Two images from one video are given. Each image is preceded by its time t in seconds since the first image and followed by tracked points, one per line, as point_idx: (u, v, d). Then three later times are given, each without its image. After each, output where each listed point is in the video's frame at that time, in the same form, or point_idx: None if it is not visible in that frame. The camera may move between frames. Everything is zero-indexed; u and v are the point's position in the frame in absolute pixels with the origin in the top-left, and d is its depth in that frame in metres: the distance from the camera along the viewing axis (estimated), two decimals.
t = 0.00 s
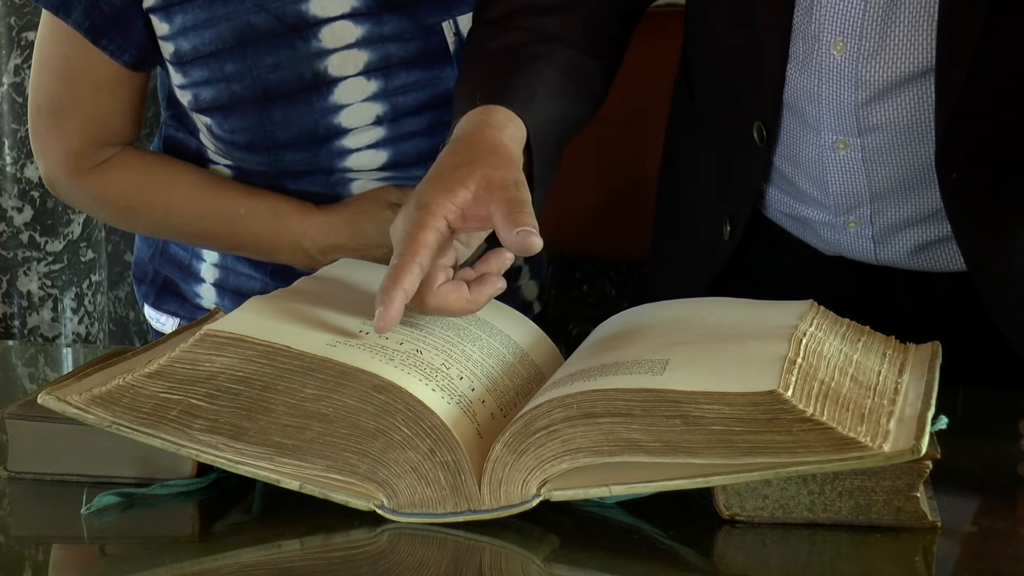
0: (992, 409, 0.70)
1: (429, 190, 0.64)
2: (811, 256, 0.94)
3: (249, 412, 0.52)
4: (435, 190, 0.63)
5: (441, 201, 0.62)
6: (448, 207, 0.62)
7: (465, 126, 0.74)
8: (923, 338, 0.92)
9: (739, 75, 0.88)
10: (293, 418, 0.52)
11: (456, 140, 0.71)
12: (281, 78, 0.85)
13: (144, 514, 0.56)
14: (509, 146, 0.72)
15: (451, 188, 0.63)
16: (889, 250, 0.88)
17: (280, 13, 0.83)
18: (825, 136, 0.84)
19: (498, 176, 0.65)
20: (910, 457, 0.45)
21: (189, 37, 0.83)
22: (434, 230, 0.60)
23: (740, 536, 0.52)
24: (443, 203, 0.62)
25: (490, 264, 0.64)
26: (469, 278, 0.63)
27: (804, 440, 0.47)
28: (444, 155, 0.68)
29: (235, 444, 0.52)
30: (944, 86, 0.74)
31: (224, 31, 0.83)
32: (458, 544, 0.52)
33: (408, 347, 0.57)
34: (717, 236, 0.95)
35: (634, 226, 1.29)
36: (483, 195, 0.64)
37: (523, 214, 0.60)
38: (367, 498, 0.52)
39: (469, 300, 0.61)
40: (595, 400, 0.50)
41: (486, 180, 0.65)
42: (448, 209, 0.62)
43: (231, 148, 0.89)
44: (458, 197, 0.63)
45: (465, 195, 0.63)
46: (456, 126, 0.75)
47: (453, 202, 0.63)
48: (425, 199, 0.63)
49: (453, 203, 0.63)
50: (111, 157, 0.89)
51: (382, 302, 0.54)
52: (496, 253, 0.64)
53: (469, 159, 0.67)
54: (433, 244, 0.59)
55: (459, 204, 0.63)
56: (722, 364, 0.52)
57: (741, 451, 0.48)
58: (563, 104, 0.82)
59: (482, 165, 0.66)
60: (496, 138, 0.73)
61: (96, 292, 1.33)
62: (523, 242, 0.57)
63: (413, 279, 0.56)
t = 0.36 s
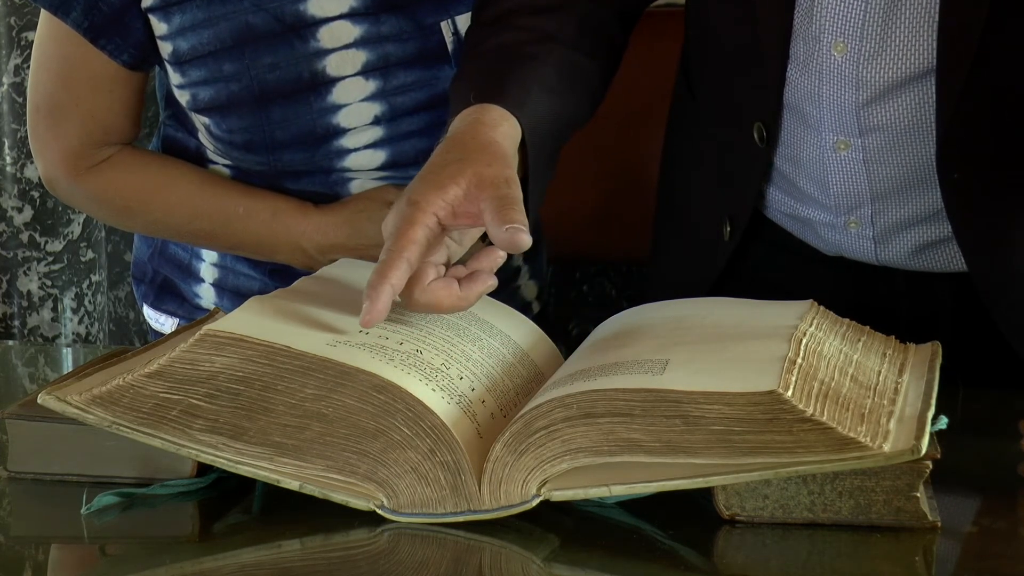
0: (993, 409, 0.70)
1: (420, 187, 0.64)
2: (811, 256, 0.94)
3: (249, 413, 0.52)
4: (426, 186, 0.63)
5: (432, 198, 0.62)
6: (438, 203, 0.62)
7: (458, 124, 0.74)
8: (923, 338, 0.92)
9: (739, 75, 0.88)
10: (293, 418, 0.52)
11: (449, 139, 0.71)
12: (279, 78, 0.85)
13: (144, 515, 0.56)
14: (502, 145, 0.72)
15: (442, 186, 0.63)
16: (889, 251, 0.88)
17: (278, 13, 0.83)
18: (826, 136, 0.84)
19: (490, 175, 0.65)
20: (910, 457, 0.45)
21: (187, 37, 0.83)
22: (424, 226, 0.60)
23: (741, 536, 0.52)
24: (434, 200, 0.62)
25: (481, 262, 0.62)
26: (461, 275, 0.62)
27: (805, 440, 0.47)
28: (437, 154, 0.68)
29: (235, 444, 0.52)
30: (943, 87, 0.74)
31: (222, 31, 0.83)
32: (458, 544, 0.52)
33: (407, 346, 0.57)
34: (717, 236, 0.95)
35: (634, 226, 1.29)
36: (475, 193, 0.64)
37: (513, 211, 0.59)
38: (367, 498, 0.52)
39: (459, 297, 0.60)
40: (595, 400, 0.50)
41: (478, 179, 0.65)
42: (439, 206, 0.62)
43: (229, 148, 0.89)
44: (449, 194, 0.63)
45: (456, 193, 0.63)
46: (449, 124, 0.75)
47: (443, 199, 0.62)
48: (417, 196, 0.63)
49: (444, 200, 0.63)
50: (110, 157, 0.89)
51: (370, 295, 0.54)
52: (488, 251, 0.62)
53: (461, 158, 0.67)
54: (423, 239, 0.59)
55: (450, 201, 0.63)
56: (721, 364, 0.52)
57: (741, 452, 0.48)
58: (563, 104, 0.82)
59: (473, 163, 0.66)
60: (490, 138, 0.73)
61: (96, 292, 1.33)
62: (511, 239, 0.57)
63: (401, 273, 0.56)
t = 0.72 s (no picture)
0: (993, 409, 0.70)
1: (481, 207, 0.62)
2: (811, 255, 0.94)
3: (249, 413, 0.52)
4: (486, 207, 0.62)
5: (495, 216, 0.61)
6: (502, 223, 0.60)
7: (502, 141, 0.73)
8: (923, 338, 0.92)
9: (739, 75, 0.88)
10: (293, 418, 0.52)
11: (499, 155, 0.69)
12: (278, 78, 0.85)
13: (144, 515, 0.56)
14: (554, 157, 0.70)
15: (504, 204, 0.62)
16: (890, 249, 0.88)
17: (277, 13, 0.83)
18: (826, 135, 0.85)
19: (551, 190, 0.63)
20: (910, 457, 0.45)
21: (186, 37, 0.83)
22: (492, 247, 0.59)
23: (741, 536, 0.52)
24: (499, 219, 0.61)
25: (540, 278, 0.62)
26: (522, 292, 0.61)
27: (805, 440, 0.47)
28: (490, 171, 0.67)
29: (235, 444, 0.52)
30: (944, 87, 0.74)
31: (221, 31, 0.83)
32: (458, 544, 0.52)
33: (409, 347, 0.57)
34: (715, 236, 0.94)
35: (634, 226, 1.29)
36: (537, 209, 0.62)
37: (581, 229, 0.58)
38: (367, 498, 0.52)
39: (526, 315, 0.58)
40: (595, 400, 0.50)
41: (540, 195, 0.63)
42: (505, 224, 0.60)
43: (228, 148, 0.90)
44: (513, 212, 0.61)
45: (519, 210, 0.62)
46: (494, 140, 0.73)
47: (507, 217, 0.61)
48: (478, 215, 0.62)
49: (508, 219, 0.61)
50: (109, 156, 0.89)
51: (449, 324, 0.53)
52: (546, 264, 0.62)
53: (516, 174, 0.66)
54: (492, 260, 0.57)
55: (513, 220, 0.61)
56: (720, 365, 0.52)
57: (741, 451, 0.48)
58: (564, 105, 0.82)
59: (530, 179, 0.65)
60: (537, 149, 0.71)
61: (96, 292, 1.33)
62: (583, 257, 0.55)
63: (476, 298, 0.55)
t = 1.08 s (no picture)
0: (993, 409, 0.70)
1: (493, 217, 0.62)
2: (811, 256, 0.94)
3: (249, 413, 0.52)
4: (498, 217, 0.62)
5: (508, 227, 0.61)
6: (516, 233, 0.61)
7: (510, 149, 0.73)
8: (923, 338, 0.92)
9: (740, 76, 0.88)
10: (293, 418, 0.52)
11: (506, 165, 0.69)
12: (279, 80, 0.85)
13: (143, 514, 0.56)
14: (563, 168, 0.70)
15: (517, 215, 0.62)
16: (890, 250, 0.88)
17: (278, 15, 0.82)
18: (826, 135, 0.85)
19: (562, 200, 0.63)
20: (910, 457, 0.45)
21: (187, 39, 0.83)
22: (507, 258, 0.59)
23: (741, 536, 0.52)
24: (513, 230, 0.61)
25: (552, 286, 0.61)
26: (535, 300, 0.61)
27: (805, 440, 0.47)
28: (500, 180, 0.67)
29: (235, 444, 0.52)
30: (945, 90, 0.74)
31: (222, 33, 0.83)
32: (458, 544, 0.52)
33: (410, 347, 0.57)
34: (715, 236, 0.94)
35: (634, 226, 1.29)
36: (548, 220, 0.62)
37: (595, 238, 0.58)
38: (367, 498, 0.52)
39: (539, 324, 0.58)
40: (595, 400, 0.50)
41: (551, 205, 0.63)
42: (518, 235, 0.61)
43: (229, 149, 0.90)
44: (526, 223, 0.61)
45: (531, 221, 0.62)
46: (502, 147, 0.73)
47: (521, 227, 0.61)
48: (491, 225, 0.61)
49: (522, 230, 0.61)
50: (109, 156, 0.89)
51: (466, 333, 0.53)
52: (557, 273, 0.62)
53: (527, 185, 0.66)
54: (508, 271, 0.58)
55: (527, 230, 0.61)
56: (720, 365, 0.52)
57: (741, 451, 0.48)
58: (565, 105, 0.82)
59: (539, 189, 0.65)
60: (545, 158, 0.71)
61: (95, 292, 1.33)
62: (599, 266, 0.55)
63: (493, 308, 0.54)
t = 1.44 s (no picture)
0: (993, 409, 0.70)
1: (484, 213, 0.62)
2: (811, 255, 0.94)
3: (249, 413, 0.52)
4: (489, 213, 0.62)
5: (499, 224, 0.61)
6: (507, 229, 0.61)
7: (503, 147, 0.72)
8: (923, 338, 0.92)
9: (740, 76, 0.88)
10: (293, 418, 0.52)
11: (499, 163, 0.69)
12: (281, 79, 0.85)
13: (143, 515, 0.56)
14: (555, 165, 0.70)
15: (508, 212, 0.62)
16: (890, 250, 0.88)
17: (280, 15, 0.82)
18: (826, 136, 0.85)
19: (553, 198, 0.63)
20: (910, 457, 0.45)
21: (189, 38, 0.83)
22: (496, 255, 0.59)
23: (741, 536, 0.52)
24: (502, 227, 0.61)
25: (543, 284, 0.62)
26: (525, 298, 0.61)
27: (805, 440, 0.47)
28: (492, 176, 0.67)
29: (235, 444, 0.52)
30: (945, 90, 0.74)
31: (224, 32, 0.83)
32: (458, 544, 0.52)
33: (410, 347, 0.57)
34: (715, 236, 0.94)
35: (634, 226, 1.29)
36: (540, 217, 0.62)
37: (586, 236, 0.58)
38: (367, 498, 0.52)
39: (529, 322, 0.58)
40: (595, 400, 0.50)
41: (542, 202, 0.63)
42: (508, 232, 0.61)
43: (230, 149, 0.90)
44: (516, 220, 0.61)
45: (522, 218, 0.62)
46: (494, 143, 0.73)
47: (511, 224, 0.61)
48: (482, 222, 0.61)
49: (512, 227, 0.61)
50: (111, 156, 0.89)
51: (454, 330, 0.53)
52: (548, 271, 0.62)
53: (518, 182, 0.66)
54: (497, 268, 0.58)
55: (518, 227, 0.61)
56: (721, 365, 0.52)
57: (741, 451, 0.48)
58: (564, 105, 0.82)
59: (532, 186, 0.65)
60: (540, 157, 0.71)
61: (95, 292, 1.33)
62: (589, 263, 0.56)
63: (481, 305, 0.54)
